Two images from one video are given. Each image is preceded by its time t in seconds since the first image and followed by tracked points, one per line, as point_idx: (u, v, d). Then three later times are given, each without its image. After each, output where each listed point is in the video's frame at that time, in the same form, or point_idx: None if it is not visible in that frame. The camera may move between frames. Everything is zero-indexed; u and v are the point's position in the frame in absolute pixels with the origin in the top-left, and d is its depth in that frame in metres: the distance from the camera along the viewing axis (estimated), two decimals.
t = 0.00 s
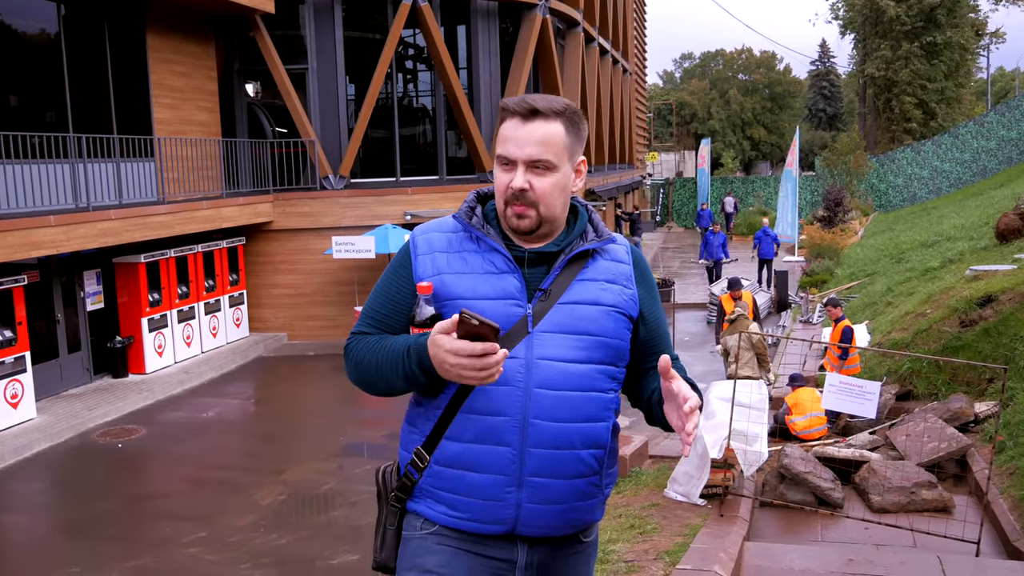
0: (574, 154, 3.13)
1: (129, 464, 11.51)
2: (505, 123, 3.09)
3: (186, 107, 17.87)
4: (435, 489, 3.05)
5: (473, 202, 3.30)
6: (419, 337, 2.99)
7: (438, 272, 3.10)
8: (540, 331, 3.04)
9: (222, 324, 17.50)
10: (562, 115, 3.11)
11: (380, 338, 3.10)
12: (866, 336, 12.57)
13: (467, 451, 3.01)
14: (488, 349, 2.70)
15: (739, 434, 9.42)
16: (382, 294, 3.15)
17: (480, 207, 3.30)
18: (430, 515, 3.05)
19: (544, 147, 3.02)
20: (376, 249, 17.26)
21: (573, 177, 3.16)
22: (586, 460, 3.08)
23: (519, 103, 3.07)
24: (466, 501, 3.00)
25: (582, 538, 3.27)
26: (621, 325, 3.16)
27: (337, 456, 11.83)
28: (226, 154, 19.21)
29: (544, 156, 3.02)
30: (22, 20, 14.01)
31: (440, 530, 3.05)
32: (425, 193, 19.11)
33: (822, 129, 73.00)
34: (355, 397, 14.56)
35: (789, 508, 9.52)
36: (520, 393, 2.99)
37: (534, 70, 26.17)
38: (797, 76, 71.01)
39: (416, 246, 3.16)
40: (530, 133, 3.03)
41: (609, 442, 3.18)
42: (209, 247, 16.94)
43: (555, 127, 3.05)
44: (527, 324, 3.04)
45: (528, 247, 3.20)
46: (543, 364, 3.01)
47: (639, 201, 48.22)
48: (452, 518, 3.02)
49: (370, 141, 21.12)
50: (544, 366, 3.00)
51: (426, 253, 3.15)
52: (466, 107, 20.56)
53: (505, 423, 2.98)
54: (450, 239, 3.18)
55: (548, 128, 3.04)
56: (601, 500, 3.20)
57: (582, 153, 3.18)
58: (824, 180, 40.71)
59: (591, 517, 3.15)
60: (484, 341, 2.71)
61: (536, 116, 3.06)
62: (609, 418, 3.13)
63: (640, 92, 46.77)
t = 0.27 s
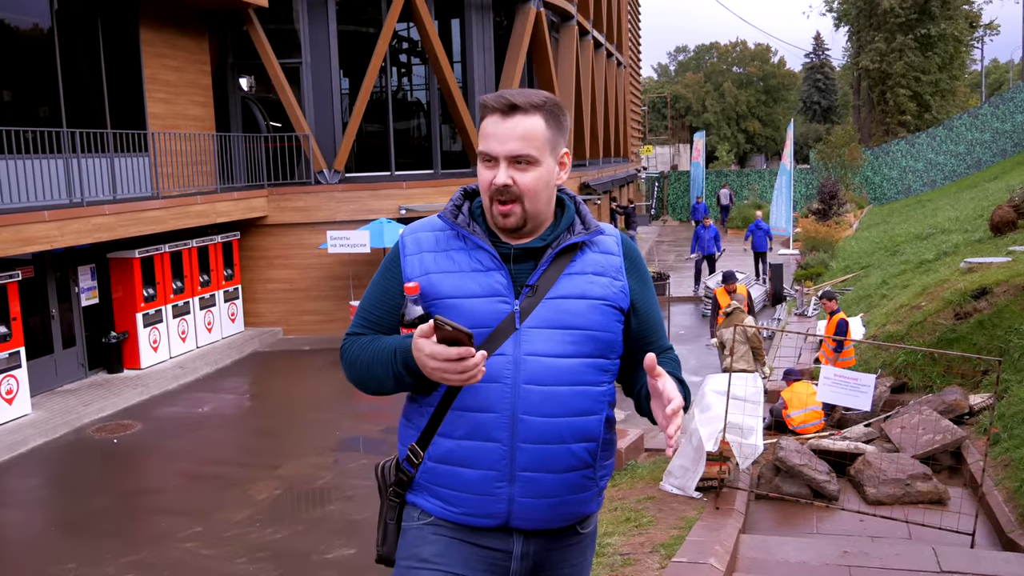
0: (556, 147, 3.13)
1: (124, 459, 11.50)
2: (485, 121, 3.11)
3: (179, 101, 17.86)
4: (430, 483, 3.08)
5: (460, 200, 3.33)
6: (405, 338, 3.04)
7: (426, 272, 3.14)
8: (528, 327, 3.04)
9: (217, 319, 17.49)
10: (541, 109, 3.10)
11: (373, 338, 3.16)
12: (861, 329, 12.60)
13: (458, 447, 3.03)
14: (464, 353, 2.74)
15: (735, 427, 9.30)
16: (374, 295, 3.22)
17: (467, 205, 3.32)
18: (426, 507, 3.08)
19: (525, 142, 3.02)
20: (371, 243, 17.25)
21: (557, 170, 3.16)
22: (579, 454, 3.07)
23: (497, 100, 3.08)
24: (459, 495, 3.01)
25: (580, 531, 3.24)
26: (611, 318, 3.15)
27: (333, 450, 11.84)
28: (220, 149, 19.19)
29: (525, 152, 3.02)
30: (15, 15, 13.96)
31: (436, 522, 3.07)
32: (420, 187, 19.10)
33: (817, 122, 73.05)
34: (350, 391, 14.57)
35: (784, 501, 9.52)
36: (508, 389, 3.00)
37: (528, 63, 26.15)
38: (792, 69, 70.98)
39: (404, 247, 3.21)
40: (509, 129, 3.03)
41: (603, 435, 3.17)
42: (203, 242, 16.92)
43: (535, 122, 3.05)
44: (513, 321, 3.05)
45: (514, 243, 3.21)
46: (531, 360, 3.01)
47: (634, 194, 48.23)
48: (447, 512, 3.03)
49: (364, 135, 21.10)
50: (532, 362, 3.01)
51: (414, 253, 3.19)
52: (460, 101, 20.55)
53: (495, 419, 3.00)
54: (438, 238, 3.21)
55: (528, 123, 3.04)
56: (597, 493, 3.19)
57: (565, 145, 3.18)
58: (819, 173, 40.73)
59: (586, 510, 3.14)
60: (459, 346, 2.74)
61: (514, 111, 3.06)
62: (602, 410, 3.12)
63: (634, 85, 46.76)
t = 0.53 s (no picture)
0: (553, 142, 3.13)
1: (122, 459, 11.50)
2: (483, 125, 3.03)
3: (176, 100, 17.88)
4: (425, 480, 3.09)
5: (454, 199, 3.31)
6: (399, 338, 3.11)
7: (419, 272, 3.15)
8: (518, 327, 3.04)
9: (215, 318, 17.49)
10: (534, 106, 3.07)
11: (369, 338, 3.21)
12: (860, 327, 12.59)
13: (450, 446, 3.04)
14: (433, 358, 2.82)
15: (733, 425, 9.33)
16: (371, 294, 3.25)
17: (461, 203, 3.31)
18: (422, 503, 3.09)
19: (528, 142, 3.00)
20: (368, 242, 17.24)
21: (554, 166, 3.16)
22: (572, 453, 3.04)
23: (492, 102, 3.02)
24: (453, 493, 3.02)
25: (578, 529, 3.19)
26: (604, 316, 3.11)
27: (331, 449, 11.83)
28: (218, 148, 19.20)
29: (531, 152, 3.01)
30: (11, 14, 13.97)
31: (431, 518, 3.08)
32: (417, 185, 19.10)
33: (815, 118, 73.01)
34: (348, 389, 14.56)
35: (783, 499, 9.49)
36: (498, 389, 3.00)
37: (523, 60, 26.15)
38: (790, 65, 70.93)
39: (398, 246, 3.23)
40: (512, 131, 2.99)
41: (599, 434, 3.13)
42: (201, 241, 16.92)
43: (534, 121, 3.03)
44: (504, 321, 3.05)
45: (505, 242, 3.19)
46: (521, 359, 3.00)
47: (632, 192, 48.25)
48: (442, 509, 3.04)
49: (361, 133, 21.10)
50: (522, 361, 3.01)
51: (409, 253, 3.20)
52: (456, 98, 20.57)
53: (486, 418, 3.00)
54: (431, 238, 3.21)
55: (528, 123, 3.01)
56: (594, 493, 3.15)
57: (558, 139, 3.17)
58: (818, 170, 40.70)
59: (583, 509, 3.10)
60: (428, 351, 2.83)
61: (514, 113, 3.01)
62: (597, 410, 3.08)
63: (631, 82, 46.75)
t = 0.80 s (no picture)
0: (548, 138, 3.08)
1: (120, 459, 11.39)
2: (480, 124, 2.96)
3: (174, 97, 17.83)
4: (424, 476, 3.08)
5: (449, 198, 3.30)
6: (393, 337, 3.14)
7: (414, 271, 3.17)
8: (511, 322, 3.01)
9: (213, 318, 17.39)
10: (530, 104, 3.01)
11: (367, 338, 3.24)
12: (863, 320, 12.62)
13: (445, 443, 3.03)
14: (410, 345, 2.85)
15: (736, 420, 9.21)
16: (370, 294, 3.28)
17: (457, 202, 3.29)
18: (421, 499, 3.08)
19: (527, 141, 2.95)
20: (367, 240, 17.15)
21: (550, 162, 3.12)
22: (568, 448, 2.99)
23: (488, 101, 2.95)
24: (449, 489, 3.00)
25: (579, 528, 3.11)
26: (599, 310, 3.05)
27: (331, 448, 11.73)
28: (215, 146, 19.11)
29: (529, 150, 2.96)
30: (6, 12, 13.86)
31: (429, 513, 3.06)
32: (416, 182, 19.02)
33: (816, 115, 73.25)
34: (348, 387, 14.47)
35: (786, 495, 9.41)
36: (492, 383, 2.98)
37: (525, 55, 26.12)
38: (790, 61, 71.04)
39: (395, 246, 3.24)
40: (512, 132, 2.93)
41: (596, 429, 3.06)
42: (199, 240, 16.82)
43: (530, 119, 2.97)
44: (498, 316, 3.03)
45: (498, 238, 3.17)
46: (514, 354, 2.97)
47: (633, 188, 48.29)
48: (440, 505, 3.03)
49: (360, 130, 21.04)
50: (516, 356, 2.97)
51: (405, 253, 3.21)
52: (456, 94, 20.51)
53: (478, 413, 2.97)
54: (426, 237, 3.21)
55: (526, 121, 2.95)
56: (594, 491, 3.08)
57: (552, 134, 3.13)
58: (820, 166, 40.76)
59: (581, 506, 3.03)
60: (405, 338, 2.87)
61: (511, 112, 2.94)
62: (593, 404, 3.02)
63: (632, 79, 46.76)
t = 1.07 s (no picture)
0: (538, 127, 2.98)
1: (112, 461, 11.25)
2: (465, 111, 2.89)
3: (164, 93, 17.66)
4: (415, 475, 2.96)
5: (445, 194, 3.17)
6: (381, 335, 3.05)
7: (405, 268, 3.06)
8: (498, 320, 2.88)
9: (206, 316, 17.21)
10: (518, 92, 2.93)
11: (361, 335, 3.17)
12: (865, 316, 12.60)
13: (435, 443, 2.91)
14: (381, 345, 2.78)
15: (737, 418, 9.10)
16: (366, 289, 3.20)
17: (452, 199, 3.16)
18: (413, 498, 2.96)
19: (513, 127, 2.86)
20: (363, 236, 16.96)
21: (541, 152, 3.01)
22: (560, 449, 2.84)
23: (475, 88, 2.88)
24: (438, 489, 2.89)
25: (574, 529, 2.96)
26: (591, 308, 2.89)
27: (326, 448, 11.59)
28: (208, 142, 18.92)
29: (516, 136, 2.86)
30: None
31: (422, 512, 2.95)
32: (412, 177, 18.82)
33: (817, 106, 72.98)
34: (344, 386, 14.32)
35: (787, 493, 9.26)
36: (480, 383, 2.85)
37: (522, 49, 25.90)
38: (790, 53, 70.77)
39: (390, 242, 3.16)
40: (496, 116, 2.85)
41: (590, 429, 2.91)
42: (191, 238, 16.62)
43: (517, 106, 2.88)
44: (485, 315, 2.89)
45: (490, 235, 3.05)
46: (501, 353, 2.84)
47: (632, 182, 48.13)
48: (430, 505, 2.91)
49: (354, 125, 20.88)
50: (504, 355, 2.84)
51: (398, 250, 3.12)
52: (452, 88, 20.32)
53: (466, 413, 2.85)
54: (419, 234, 3.10)
55: (512, 107, 2.87)
56: (589, 493, 2.93)
57: (543, 125, 3.03)
58: (821, 159, 40.55)
59: (575, 508, 2.88)
60: (378, 340, 2.79)
61: (497, 97, 2.87)
62: (585, 406, 2.87)
63: (630, 72, 46.55)
